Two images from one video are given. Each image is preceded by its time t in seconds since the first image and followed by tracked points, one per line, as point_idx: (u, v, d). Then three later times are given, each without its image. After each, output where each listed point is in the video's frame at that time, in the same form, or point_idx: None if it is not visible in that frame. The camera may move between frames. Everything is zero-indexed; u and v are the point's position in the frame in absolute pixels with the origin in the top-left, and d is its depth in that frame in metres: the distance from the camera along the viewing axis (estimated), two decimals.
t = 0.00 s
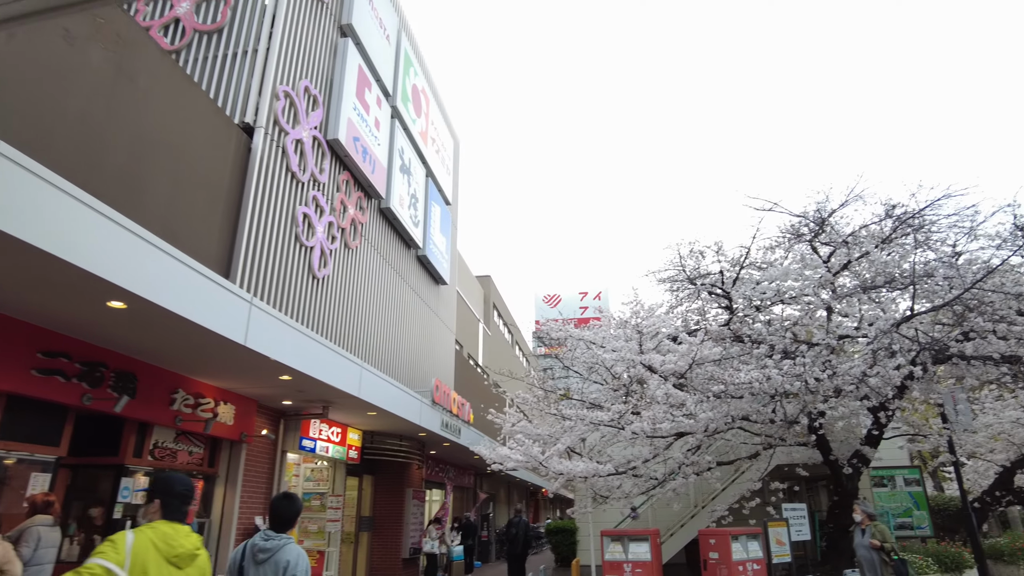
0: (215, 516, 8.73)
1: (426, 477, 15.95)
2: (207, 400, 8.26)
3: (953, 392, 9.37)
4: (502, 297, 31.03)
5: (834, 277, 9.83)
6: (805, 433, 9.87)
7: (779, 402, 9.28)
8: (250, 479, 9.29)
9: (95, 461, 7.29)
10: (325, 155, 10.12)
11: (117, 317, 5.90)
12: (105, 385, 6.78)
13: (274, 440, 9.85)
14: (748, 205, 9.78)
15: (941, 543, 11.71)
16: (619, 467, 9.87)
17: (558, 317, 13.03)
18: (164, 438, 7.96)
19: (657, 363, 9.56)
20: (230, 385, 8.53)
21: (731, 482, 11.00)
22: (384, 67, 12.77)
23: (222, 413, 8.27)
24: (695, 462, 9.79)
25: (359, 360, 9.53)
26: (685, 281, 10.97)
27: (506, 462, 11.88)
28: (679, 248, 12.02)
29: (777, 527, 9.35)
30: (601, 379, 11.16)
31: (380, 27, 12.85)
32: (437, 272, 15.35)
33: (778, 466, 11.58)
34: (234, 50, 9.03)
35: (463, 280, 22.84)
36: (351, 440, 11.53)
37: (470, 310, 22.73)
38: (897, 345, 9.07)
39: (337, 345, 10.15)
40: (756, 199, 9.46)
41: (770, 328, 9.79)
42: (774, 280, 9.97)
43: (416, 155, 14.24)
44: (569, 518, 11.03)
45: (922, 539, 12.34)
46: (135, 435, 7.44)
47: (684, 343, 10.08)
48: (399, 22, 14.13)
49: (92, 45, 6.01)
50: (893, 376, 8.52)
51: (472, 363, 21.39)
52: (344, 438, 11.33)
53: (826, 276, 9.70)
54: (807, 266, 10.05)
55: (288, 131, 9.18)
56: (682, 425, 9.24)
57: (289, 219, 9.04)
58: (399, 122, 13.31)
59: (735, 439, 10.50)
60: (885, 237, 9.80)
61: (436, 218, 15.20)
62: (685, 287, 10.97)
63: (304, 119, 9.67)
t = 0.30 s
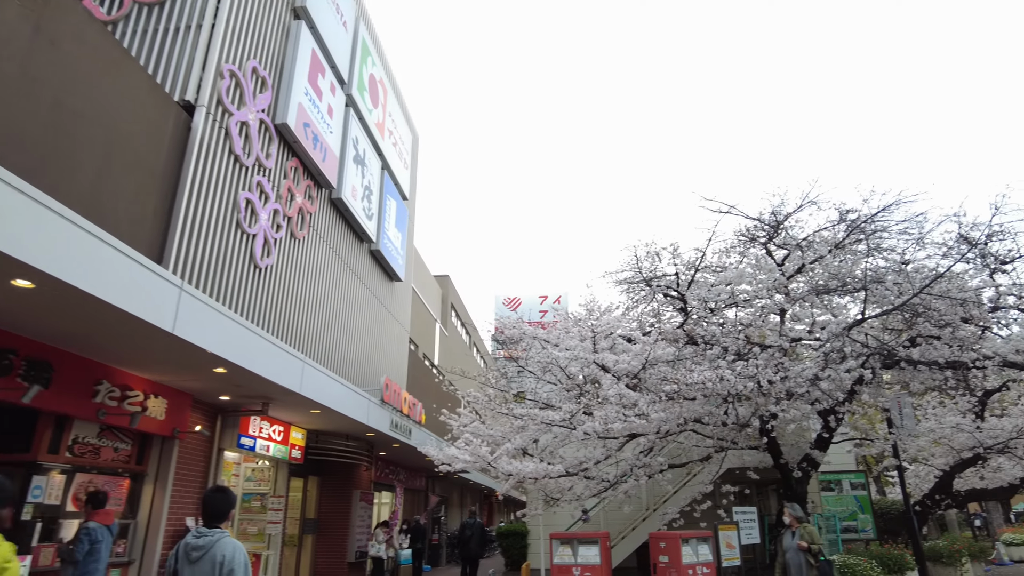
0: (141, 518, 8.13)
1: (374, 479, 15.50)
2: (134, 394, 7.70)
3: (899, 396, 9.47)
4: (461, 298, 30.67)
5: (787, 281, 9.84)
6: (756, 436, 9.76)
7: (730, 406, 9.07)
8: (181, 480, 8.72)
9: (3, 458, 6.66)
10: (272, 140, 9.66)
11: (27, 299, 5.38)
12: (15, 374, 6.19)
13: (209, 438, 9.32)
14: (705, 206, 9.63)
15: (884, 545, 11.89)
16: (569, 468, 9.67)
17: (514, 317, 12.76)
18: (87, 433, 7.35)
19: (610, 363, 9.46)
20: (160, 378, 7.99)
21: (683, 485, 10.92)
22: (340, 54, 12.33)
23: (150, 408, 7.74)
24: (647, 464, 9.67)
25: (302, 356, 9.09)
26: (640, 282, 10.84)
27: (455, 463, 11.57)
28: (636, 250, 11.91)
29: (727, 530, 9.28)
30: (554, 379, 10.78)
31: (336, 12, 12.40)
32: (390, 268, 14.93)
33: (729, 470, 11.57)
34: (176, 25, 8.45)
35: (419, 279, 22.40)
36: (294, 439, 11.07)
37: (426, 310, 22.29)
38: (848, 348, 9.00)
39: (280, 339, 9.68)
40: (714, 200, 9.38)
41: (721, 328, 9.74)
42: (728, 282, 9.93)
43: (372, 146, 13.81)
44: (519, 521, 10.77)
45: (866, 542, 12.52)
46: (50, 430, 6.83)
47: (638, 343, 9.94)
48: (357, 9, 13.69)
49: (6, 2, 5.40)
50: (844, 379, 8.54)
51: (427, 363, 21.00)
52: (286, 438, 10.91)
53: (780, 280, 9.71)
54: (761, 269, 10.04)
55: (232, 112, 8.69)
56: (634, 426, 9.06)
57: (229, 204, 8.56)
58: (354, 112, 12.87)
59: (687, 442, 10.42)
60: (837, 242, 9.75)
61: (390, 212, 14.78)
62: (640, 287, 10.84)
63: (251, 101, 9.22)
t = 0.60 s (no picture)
0: (59, 517, 7.54)
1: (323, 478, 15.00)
2: (55, 386, 7.13)
3: (851, 400, 9.52)
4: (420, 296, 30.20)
5: (745, 282, 9.79)
6: (711, 438, 9.74)
7: (686, 406, 9.07)
8: (107, 477, 8.14)
9: None
10: (218, 120, 9.15)
11: None
12: None
13: (141, 434, 8.76)
14: (665, 206, 9.52)
15: (832, 548, 12.01)
16: (521, 468, 9.42)
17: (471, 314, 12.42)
18: None
19: (564, 360, 9.13)
20: (85, 367, 7.44)
21: (637, 486, 10.79)
22: (295, 35, 11.84)
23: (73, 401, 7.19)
24: (600, 465, 9.49)
25: (241, 346, 8.61)
26: (599, 280, 10.65)
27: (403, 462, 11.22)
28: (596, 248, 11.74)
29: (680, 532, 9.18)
30: (514, 378, 10.33)
31: None
32: (344, 260, 14.46)
33: (683, 471, 11.51)
34: None
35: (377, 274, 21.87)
36: (236, 436, 10.57)
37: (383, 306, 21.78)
38: (804, 350, 8.99)
39: (220, 329, 9.17)
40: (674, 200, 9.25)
41: (679, 329, 9.51)
42: (686, 282, 9.82)
43: (327, 134, 13.34)
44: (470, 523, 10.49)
45: (815, 544, 12.62)
46: None
47: (594, 341, 9.75)
48: None
49: None
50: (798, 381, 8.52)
51: (382, 361, 20.52)
52: (228, 434, 10.40)
53: (736, 280, 9.71)
54: (719, 270, 9.97)
55: (174, 87, 8.16)
56: (587, 425, 8.82)
57: (168, 185, 8.05)
58: (309, 96, 12.38)
59: (642, 443, 10.30)
60: (794, 245, 9.73)
61: (345, 203, 14.31)
62: (599, 286, 10.65)
63: (196, 77, 8.69)
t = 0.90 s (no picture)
0: None
1: (262, 475, 14.44)
2: None
3: (796, 401, 9.59)
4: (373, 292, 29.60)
5: (695, 280, 9.78)
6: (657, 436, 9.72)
7: (633, 403, 9.00)
8: (16, 470, 7.54)
9: None
10: (152, 93, 8.60)
11: None
12: None
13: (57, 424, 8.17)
14: (620, 200, 9.36)
15: (774, 547, 12.15)
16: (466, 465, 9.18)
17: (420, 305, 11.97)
18: None
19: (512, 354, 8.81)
20: None
21: (584, 485, 10.68)
22: (243, 11, 11.31)
23: None
24: (547, 462, 9.35)
25: (170, 333, 8.14)
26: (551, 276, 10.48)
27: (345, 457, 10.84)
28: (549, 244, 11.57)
29: (624, 531, 9.08)
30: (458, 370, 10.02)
31: None
32: (289, 250, 13.95)
33: (630, 469, 11.45)
34: None
35: (327, 266, 21.28)
36: (166, 428, 10.05)
37: (334, 299, 21.21)
38: (751, 349, 9.01)
39: (149, 315, 8.64)
40: (628, 196, 9.14)
41: (626, 324, 9.53)
42: (638, 279, 9.72)
43: (275, 116, 12.82)
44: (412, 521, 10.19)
45: (757, 544, 12.75)
46: None
47: (542, 336, 9.57)
48: None
49: None
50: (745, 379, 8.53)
51: (329, 356, 19.95)
52: (158, 427, 9.85)
53: (687, 279, 9.70)
54: (670, 268, 9.94)
55: (104, 53, 7.60)
56: (532, 421, 8.58)
57: (93, 157, 7.50)
58: (256, 76, 11.86)
59: (589, 441, 10.19)
60: (744, 245, 9.76)
61: (292, 189, 13.80)
62: (551, 281, 10.48)
63: (128, 46, 8.11)
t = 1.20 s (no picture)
0: None
1: (193, 472, 13.75)
2: None
3: (740, 402, 9.61)
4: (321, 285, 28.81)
5: (643, 278, 9.70)
6: (602, 434, 9.61)
7: (578, 401, 9.07)
8: None
9: None
10: (71, 59, 7.95)
11: None
12: None
13: None
14: (571, 194, 9.27)
15: (715, 547, 12.22)
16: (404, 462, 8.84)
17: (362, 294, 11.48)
18: None
19: (455, 348, 8.52)
20: None
21: (527, 484, 10.47)
22: None
23: None
24: (490, 460, 9.10)
25: (85, 317, 7.55)
26: (500, 270, 10.24)
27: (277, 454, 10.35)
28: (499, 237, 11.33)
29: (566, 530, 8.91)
30: (398, 364, 9.62)
31: None
32: (228, 236, 13.32)
33: (573, 468, 11.32)
34: None
35: (271, 256, 20.53)
36: (83, 420, 9.40)
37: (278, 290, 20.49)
38: (696, 348, 8.98)
39: (64, 298, 8.00)
40: (577, 192, 9.38)
41: (573, 320, 9.44)
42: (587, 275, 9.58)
43: (215, 95, 12.20)
44: (348, 520, 9.79)
45: (699, 544, 12.81)
46: None
47: (487, 330, 9.32)
48: None
49: None
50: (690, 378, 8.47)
51: (271, 349, 19.25)
52: (73, 418, 9.20)
53: (635, 276, 9.62)
54: (619, 264, 9.84)
55: (15, 10, 6.96)
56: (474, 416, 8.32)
57: None
58: (195, 51, 11.25)
59: (534, 438, 9.99)
60: (692, 245, 9.74)
61: (232, 173, 13.18)
62: (500, 276, 10.24)
63: (45, 6, 7.47)
